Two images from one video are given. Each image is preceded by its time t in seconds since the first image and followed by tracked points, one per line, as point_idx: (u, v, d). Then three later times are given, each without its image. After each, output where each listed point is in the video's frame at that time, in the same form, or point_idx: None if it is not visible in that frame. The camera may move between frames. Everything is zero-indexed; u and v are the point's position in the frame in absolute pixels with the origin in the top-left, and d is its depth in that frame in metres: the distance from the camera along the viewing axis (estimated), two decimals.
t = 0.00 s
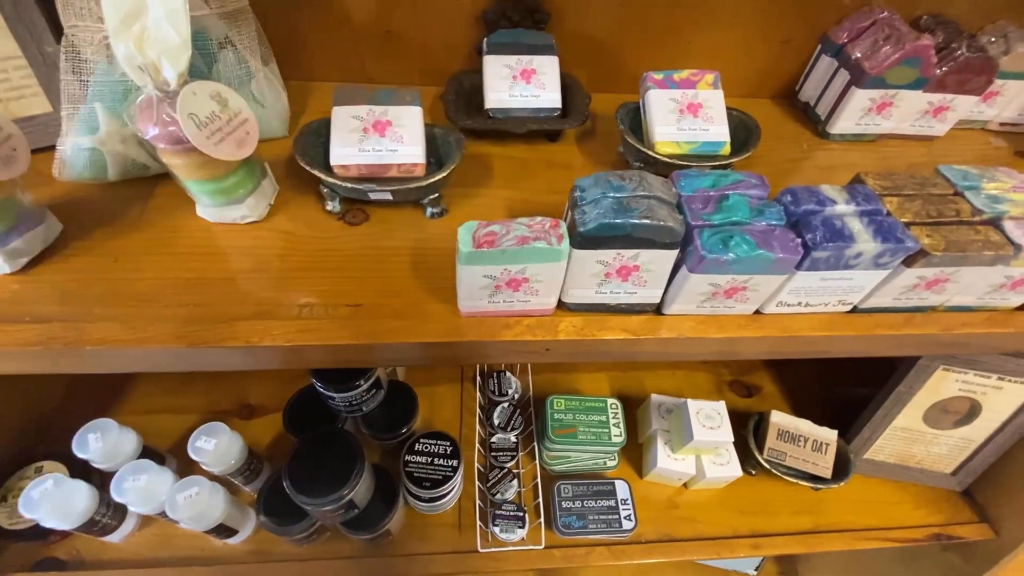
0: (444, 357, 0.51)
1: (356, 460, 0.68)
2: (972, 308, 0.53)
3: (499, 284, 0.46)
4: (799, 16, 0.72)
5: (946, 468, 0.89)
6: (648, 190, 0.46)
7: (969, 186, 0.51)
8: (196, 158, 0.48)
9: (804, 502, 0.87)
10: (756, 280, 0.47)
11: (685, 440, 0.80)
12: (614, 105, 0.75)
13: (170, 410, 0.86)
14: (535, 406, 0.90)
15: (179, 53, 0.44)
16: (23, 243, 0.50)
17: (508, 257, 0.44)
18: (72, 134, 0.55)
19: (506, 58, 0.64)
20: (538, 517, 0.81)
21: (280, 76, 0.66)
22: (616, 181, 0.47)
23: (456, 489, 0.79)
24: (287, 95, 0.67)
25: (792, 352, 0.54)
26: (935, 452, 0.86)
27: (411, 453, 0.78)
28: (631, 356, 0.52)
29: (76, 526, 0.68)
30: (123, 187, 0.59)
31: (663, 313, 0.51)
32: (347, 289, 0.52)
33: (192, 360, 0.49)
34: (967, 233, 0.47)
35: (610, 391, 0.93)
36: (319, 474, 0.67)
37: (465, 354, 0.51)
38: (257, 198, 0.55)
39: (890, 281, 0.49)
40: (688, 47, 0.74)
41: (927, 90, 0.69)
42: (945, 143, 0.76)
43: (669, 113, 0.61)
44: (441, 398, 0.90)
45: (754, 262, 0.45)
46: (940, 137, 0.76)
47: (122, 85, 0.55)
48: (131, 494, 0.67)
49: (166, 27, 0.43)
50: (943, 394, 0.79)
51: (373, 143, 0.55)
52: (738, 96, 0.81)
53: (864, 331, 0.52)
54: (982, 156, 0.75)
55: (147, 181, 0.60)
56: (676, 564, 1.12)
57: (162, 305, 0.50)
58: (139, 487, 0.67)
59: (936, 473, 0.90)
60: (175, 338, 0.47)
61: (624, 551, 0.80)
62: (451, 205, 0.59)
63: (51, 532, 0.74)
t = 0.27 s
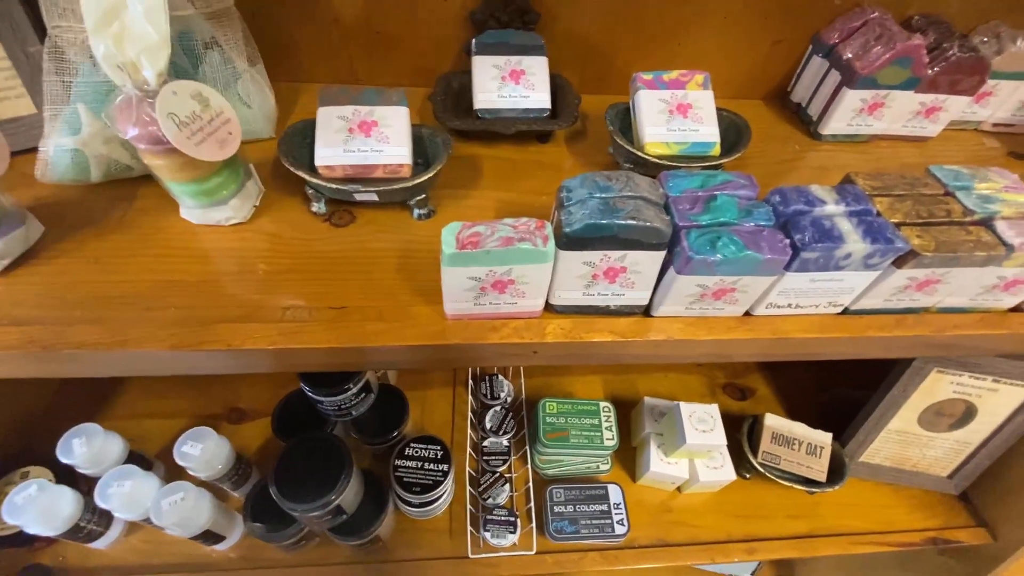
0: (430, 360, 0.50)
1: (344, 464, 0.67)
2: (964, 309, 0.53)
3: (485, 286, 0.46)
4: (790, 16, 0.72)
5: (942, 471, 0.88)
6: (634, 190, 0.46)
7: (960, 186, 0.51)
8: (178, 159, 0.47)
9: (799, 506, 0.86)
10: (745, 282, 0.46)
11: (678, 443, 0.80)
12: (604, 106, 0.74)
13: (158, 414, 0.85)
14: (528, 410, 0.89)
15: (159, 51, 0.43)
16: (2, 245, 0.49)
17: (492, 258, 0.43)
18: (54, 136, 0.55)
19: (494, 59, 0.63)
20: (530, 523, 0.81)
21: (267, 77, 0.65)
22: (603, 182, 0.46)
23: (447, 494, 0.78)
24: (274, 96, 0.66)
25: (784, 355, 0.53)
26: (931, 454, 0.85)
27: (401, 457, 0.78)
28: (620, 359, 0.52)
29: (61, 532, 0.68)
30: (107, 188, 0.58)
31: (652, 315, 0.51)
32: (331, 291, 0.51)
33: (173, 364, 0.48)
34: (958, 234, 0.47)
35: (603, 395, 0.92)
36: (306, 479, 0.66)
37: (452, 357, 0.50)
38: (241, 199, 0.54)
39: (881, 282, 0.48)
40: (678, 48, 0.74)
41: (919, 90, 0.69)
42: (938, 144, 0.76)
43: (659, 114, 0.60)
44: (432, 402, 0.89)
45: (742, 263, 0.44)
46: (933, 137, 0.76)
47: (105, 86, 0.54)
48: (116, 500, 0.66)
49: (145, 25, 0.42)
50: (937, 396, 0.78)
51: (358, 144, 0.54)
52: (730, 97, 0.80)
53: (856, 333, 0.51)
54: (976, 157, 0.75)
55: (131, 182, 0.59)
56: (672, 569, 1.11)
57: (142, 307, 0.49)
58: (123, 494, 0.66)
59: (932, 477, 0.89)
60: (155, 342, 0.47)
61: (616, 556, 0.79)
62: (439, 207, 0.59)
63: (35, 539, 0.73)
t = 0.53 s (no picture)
0: (432, 372, 0.51)
1: (344, 475, 0.68)
2: (957, 321, 0.54)
3: (485, 298, 0.47)
4: (783, 33, 0.74)
5: (940, 481, 0.89)
6: (632, 205, 0.47)
7: (951, 201, 0.52)
8: (185, 175, 0.48)
9: (799, 516, 0.86)
10: (740, 295, 0.47)
11: (677, 454, 0.80)
12: (603, 121, 0.76)
13: (160, 425, 0.86)
14: (528, 420, 0.90)
15: (169, 72, 0.45)
16: (12, 259, 0.50)
17: (493, 272, 0.44)
18: (64, 151, 0.56)
19: (494, 76, 0.64)
20: (530, 533, 0.81)
21: (272, 93, 0.67)
22: (601, 197, 0.47)
23: (447, 505, 0.79)
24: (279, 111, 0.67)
25: (780, 366, 0.54)
26: (929, 465, 0.86)
27: (402, 468, 0.78)
28: (619, 371, 0.52)
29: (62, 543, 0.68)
30: (114, 202, 0.59)
31: (650, 327, 0.51)
32: (335, 303, 0.52)
33: (179, 375, 0.49)
34: (949, 248, 0.48)
35: (602, 405, 0.92)
36: (307, 489, 0.67)
37: (452, 368, 0.51)
38: (247, 213, 0.55)
39: (874, 294, 0.49)
40: (675, 63, 0.75)
41: (911, 106, 0.70)
42: (931, 158, 0.77)
43: (655, 129, 0.61)
44: (433, 413, 0.90)
45: (737, 277, 0.45)
46: (925, 151, 0.77)
47: (114, 103, 0.56)
48: (117, 511, 0.66)
49: (156, 47, 0.44)
50: (934, 406, 0.78)
51: (362, 160, 0.55)
52: (725, 112, 0.82)
53: (851, 345, 0.52)
54: (968, 170, 0.76)
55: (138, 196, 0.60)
56: None
57: (148, 320, 0.50)
58: (125, 504, 0.66)
59: (931, 487, 0.89)
60: (161, 354, 0.47)
61: (616, 567, 0.79)
62: (440, 220, 0.60)
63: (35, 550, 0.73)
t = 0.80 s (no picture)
0: (446, 393, 0.53)
1: (357, 491, 0.70)
2: (947, 346, 0.56)
3: (497, 324, 0.50)
4: (779, 70, 0.77)
5: (941, 501, 0.90)
6: (635, 237, 0.50)
7: (938, 233, 0.55)
8: (217, 207, 0.52)
9: (800, 536, 0.88)
10: (738, 322, 0.50)
11: (680, 473, 0.82)
12: (607, 151, 0.79)
13: (177, 441, 0.88)
14: (534, 438, 0.92)
15: (207, 115, 0.49)
16: (54, 284, 0.54)
17: (505, 300, 0.47)
18: (103, 182, 0.60)
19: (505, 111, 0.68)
20: (536, 550, 0.83)
21: (294, 125, 0.71)
22: (606, 229, 0.51)
23: (455, 522, 0.81)
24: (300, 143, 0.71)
25: (777, 389, 0.56)
26: (929, 485, 0.87)
27: (412, 485, 0.80)
28: (623, 393, 0.55)
29: (84, 556, 0.70)
30: (145, 230, 0.63)
31: (653, 351, 0.54)
32: (354, 327, 0.55)
33: (208, 396, 0.51)
34: (936, 278, 0.51)
35: (607, 424, 0.94)
36: (322, 505, 0.69)
37: (465, 390, 0.53)
38: (272, 241, 0.59)
39: (865, 322, 0.52)
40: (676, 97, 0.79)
41: (902, 139, 0.74)
42: (924, 187, 0.80)
43: (657, 162, 0.65)
44: (442, 431, 0.92)
45: (735, 306, 0.48)
46: (918, 180, 0.80)
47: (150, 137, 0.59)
48: (138, 525, 0.68)
49: (196, 93, 0.48)
50: (932, 427, 0.80)
51: (381, 192, 0.59)
52: (725, 142, 0.85)
53: (844, 369, 0.54)
54: (959, 199, 0.79)
55: (169, 224, 0.64)
56: None
57: (179, 343, 0.53)
58: (146, 519, 0.69)
59: (932, 507, 0.90)
60: (192, 375, 0.50)
61: None
62: (453, 247, 0.63)
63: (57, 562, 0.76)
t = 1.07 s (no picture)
0: (467, 414, 0.56)
1: (376, 508, 0.72)
2: (949, 371, 0.58)
3: (518, 348, 0.52)
4: (783, 103, 0.80)
5: (949, 523, 0.91)
6: (648, 266, 0.53)
7: (938, 262, 0.57)
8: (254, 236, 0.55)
9: (809, 556, 0.89)
10: (747, 348, 0.52)
11: (690, 492, 0.84)
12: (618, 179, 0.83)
13: (198, 456, 0.90)
14: (546, 457, 0.94)
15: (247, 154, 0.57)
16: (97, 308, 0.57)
17: (526, 326, 0.50)
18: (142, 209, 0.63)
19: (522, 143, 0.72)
20: (548, 568, 0.85)
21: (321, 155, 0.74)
22: (621, 259, 0.53)
23: (469, 539, 0.82)
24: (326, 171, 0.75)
25: (786, 412, 0.58)
26: (936, 507, 0.88)
27: (427, 502, 0.82)
28: (637, 414, 0.57)
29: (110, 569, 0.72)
30: (180, 254, 0.66)
31: (666, 375, 0.57)
32: (380, 350, 0.58)
33: (241, 415, 0.54)
34: (936, 307, 0.53)
35: (618, 443, 0.96)
36: (342, 522, 0.71)
37: (485, 411, 0.56)
38: (303, 267, 0.62)
39: (869, 348, 0.54)
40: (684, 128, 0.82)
41: (903, 169, 0.77)
42: (925, 214, 0.83)
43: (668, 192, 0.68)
44: (455, 448, 0.94)
45: (744, 333, 0.51)
46: (919, 208, 0.83)
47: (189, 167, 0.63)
48: (164, 539, 0.71)
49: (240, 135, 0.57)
50: (938, 449, 0.81)
51: (406, 221, 0.62)
52: (731, 169, 0.88)
53: (850, 394, 0.56)
54: (960, 227, 0.81)
55: (202, 249, 0.67)
56: None
57: (215, 364, 0.56)
58: (172, 533, 0.71)
59: (940, 529, 0.91)
60: (227, 395, 0.53)
61: None
62: (472, 273, 0.66)
63: None
